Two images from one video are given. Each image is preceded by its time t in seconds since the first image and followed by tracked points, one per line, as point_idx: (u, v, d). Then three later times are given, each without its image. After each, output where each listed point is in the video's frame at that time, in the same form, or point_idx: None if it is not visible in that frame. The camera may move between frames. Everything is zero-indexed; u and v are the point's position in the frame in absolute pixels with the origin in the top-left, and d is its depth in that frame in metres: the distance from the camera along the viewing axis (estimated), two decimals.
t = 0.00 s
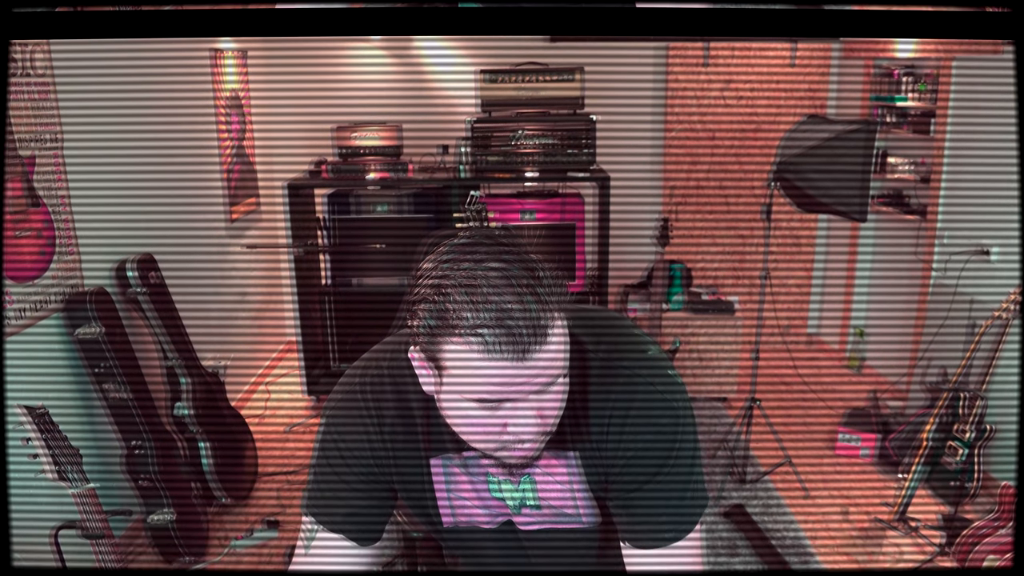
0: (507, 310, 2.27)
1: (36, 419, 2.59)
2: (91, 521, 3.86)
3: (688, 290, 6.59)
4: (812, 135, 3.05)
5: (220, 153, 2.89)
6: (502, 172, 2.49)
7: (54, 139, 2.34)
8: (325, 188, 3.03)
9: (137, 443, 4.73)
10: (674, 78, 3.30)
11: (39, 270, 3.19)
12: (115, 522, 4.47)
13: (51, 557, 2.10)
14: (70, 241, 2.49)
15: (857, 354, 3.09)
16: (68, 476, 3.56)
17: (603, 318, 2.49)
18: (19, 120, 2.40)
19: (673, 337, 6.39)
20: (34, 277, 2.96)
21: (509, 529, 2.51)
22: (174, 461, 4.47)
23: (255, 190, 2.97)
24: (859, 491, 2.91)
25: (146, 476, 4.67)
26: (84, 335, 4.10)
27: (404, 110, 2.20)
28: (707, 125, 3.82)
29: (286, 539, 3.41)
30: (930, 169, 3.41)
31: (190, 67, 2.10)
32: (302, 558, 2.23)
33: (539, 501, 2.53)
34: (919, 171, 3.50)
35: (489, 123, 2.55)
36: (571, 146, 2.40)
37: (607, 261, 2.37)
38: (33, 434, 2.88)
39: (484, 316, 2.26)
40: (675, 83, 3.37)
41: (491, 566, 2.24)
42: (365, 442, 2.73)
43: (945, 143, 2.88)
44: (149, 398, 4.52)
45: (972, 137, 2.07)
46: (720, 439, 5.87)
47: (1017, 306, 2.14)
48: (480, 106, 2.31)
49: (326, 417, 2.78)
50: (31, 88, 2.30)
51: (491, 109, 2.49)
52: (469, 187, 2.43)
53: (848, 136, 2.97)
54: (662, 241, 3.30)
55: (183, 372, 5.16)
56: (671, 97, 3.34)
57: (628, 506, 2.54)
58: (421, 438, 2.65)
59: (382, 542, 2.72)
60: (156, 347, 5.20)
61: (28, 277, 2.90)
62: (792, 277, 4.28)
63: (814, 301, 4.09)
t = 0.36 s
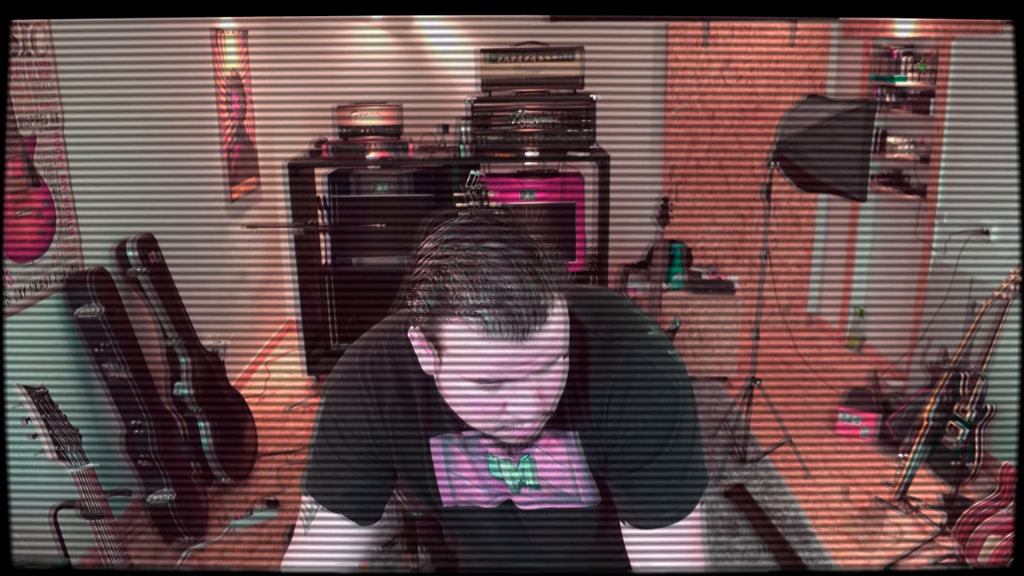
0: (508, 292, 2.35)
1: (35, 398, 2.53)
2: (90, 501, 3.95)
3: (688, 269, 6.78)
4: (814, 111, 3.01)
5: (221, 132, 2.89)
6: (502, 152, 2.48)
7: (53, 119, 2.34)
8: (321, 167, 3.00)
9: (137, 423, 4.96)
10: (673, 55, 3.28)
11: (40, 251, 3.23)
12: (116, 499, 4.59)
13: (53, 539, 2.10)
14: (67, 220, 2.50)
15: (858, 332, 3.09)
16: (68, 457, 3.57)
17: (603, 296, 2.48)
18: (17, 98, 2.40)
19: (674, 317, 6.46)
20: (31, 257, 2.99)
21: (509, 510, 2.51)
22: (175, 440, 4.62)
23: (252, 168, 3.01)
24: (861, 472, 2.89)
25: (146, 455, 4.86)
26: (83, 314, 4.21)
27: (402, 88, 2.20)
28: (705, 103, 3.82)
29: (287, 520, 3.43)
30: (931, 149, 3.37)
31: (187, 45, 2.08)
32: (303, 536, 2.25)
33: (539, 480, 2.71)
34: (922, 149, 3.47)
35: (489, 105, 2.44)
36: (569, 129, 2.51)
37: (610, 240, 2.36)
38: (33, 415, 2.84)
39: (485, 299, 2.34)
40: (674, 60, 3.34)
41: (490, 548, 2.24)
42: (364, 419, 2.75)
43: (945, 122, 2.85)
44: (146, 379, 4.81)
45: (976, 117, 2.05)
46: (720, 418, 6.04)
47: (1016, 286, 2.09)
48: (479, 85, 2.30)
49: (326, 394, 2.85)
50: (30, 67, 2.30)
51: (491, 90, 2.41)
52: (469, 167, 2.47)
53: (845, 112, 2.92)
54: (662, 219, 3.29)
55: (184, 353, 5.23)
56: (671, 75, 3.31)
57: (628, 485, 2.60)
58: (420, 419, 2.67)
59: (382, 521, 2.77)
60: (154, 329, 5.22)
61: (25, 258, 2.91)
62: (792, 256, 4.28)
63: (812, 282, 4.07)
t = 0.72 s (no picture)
0: (489, 283, 2.16)
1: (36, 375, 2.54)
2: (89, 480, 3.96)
3: (688, 249, 6.79)
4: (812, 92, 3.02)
5: (220, 113, 2.90)
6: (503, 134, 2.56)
7: (53, 97, 2.35)
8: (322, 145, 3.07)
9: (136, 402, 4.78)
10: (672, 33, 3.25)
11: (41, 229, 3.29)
12: (115, 478, 4.66)
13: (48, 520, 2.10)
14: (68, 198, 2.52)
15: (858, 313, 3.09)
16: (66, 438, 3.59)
17: (601, 277, 2.50)
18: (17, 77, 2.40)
19: (674, 298, 6.46)
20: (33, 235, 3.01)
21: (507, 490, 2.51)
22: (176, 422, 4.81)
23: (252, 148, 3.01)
24: (860, 453, 2.88)
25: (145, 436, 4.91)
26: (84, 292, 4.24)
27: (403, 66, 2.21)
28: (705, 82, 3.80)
29: (286, 501, 3.44)
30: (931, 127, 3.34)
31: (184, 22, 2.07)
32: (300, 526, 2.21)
33: (537, 464, 2.53)
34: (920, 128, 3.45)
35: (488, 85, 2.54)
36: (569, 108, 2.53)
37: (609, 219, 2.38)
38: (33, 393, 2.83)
39: (466, 288, 2.16)
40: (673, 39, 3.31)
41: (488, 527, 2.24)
42: (365, 406, 2.72)
43: (946, 100, 2.82)
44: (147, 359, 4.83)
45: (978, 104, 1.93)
46: (720, 397, 6.09)
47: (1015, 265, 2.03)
48: (479, 64, 2.31)
49: (327, 373, 2.79)
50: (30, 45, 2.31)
51: (491, 71, 2.49)
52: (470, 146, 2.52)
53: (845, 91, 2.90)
54: (661, 198, 3.27)
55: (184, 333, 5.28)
56: (671, 54, 3.29)
57: (630, 471, 2.49)
58: (421, 399, 2.65)
59: (382, 501, 2.88)
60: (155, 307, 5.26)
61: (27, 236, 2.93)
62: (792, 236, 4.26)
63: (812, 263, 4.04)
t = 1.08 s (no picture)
0: (473, 275, 2.17)
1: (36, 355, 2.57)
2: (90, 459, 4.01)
3: (688, 229, 6.80)
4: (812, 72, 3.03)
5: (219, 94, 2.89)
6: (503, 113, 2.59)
7: (51, 78, 2.35)
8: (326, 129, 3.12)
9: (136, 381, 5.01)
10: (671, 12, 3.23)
11: (42, 209, 3.30)
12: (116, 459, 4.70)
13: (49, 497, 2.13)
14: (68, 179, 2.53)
15: (857, 293, 3.11)
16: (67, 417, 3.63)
17: (600, 258, 2.51)
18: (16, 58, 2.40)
19: (674, 278, 6.46)
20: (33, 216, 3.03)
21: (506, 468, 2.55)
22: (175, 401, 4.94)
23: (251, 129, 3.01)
24: (858, 434, 2.90)
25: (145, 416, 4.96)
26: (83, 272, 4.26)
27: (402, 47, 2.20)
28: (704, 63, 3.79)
29: (287, 480, 3.48)
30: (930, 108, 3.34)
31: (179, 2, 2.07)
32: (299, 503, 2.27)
33: (534, 446, 2.58)
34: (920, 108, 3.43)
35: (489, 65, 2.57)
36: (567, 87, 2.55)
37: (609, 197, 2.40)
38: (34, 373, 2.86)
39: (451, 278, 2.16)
40: (673, 19, 3.29)
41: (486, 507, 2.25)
42: (363, 381, 2.76)
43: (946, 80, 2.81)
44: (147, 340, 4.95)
45: (978, 71, 1.91)
46: (720, 377, 6.13)
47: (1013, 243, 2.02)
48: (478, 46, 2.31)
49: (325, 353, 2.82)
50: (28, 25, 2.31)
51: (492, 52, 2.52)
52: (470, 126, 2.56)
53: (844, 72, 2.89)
54: (661, 180, 3.27)
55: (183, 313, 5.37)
56: (670, 33, 3.26)
57: (630, 450, 2.55)
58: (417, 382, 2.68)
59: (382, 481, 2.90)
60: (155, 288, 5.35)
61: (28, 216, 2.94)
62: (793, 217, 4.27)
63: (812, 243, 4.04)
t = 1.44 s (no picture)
0: (493, 253, 2.22)
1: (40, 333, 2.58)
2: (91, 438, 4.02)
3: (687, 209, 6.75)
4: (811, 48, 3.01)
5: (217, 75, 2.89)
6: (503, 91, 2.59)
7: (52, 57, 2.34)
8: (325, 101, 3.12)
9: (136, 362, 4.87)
10: None
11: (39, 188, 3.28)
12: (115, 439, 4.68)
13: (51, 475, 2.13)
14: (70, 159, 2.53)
15: (858, 274, 3.09)
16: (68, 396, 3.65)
17: (600, 237, 2.51)
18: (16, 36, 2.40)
19: (673, 258, 6.41)
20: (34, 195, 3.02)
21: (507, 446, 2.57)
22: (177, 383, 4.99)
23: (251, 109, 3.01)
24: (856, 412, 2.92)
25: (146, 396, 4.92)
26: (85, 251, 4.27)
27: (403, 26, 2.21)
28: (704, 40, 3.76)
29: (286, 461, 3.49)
30: (930, 88, 3.34)
31: None
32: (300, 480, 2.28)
33: (534, 422, 2.72)
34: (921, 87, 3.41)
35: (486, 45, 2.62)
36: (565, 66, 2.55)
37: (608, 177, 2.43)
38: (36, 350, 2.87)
39: (471, 257, 2.21)
40: None
41: (485, 484, 2.26)
42: (363, 360, 2.76)
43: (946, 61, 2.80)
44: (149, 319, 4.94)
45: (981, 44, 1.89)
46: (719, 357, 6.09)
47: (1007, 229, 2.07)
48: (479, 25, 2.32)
49: (326, 332, 2.82)
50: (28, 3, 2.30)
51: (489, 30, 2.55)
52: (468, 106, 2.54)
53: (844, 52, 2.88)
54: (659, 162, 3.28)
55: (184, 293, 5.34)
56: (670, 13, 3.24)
57: (626, 432, 2.52)
58: (417, 355, 2.74)
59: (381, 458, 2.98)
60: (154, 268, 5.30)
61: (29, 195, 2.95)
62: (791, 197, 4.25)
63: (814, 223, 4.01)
